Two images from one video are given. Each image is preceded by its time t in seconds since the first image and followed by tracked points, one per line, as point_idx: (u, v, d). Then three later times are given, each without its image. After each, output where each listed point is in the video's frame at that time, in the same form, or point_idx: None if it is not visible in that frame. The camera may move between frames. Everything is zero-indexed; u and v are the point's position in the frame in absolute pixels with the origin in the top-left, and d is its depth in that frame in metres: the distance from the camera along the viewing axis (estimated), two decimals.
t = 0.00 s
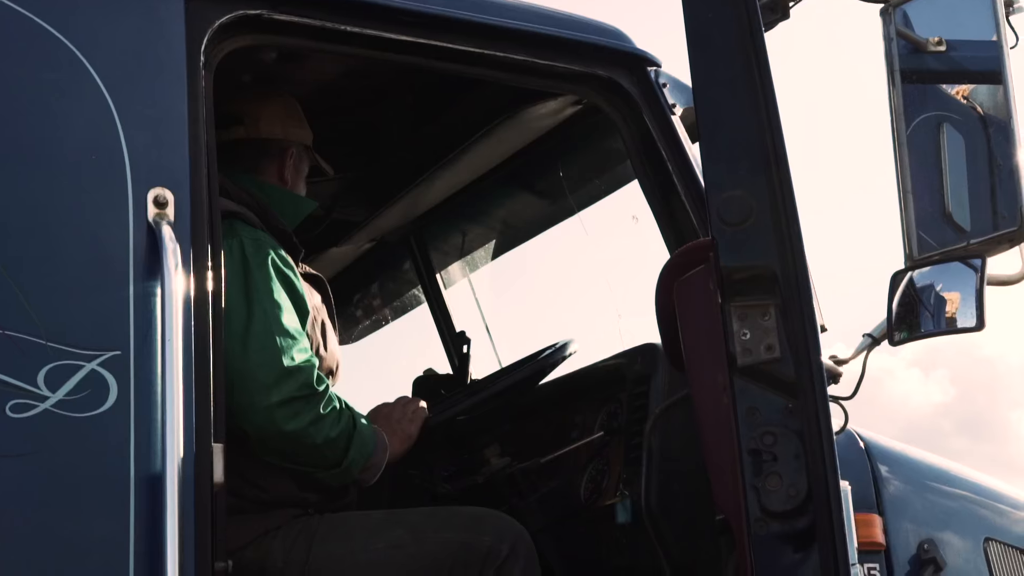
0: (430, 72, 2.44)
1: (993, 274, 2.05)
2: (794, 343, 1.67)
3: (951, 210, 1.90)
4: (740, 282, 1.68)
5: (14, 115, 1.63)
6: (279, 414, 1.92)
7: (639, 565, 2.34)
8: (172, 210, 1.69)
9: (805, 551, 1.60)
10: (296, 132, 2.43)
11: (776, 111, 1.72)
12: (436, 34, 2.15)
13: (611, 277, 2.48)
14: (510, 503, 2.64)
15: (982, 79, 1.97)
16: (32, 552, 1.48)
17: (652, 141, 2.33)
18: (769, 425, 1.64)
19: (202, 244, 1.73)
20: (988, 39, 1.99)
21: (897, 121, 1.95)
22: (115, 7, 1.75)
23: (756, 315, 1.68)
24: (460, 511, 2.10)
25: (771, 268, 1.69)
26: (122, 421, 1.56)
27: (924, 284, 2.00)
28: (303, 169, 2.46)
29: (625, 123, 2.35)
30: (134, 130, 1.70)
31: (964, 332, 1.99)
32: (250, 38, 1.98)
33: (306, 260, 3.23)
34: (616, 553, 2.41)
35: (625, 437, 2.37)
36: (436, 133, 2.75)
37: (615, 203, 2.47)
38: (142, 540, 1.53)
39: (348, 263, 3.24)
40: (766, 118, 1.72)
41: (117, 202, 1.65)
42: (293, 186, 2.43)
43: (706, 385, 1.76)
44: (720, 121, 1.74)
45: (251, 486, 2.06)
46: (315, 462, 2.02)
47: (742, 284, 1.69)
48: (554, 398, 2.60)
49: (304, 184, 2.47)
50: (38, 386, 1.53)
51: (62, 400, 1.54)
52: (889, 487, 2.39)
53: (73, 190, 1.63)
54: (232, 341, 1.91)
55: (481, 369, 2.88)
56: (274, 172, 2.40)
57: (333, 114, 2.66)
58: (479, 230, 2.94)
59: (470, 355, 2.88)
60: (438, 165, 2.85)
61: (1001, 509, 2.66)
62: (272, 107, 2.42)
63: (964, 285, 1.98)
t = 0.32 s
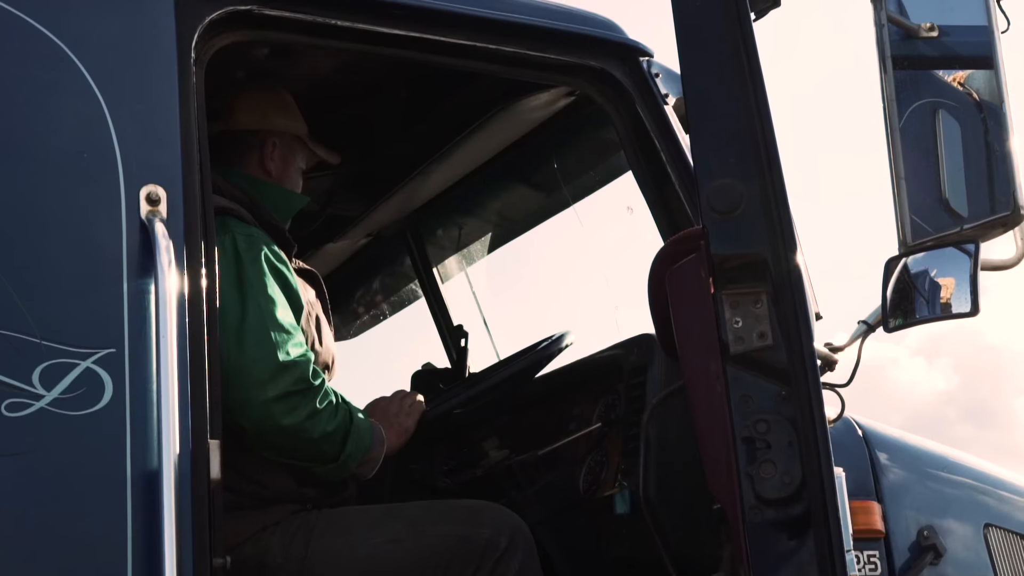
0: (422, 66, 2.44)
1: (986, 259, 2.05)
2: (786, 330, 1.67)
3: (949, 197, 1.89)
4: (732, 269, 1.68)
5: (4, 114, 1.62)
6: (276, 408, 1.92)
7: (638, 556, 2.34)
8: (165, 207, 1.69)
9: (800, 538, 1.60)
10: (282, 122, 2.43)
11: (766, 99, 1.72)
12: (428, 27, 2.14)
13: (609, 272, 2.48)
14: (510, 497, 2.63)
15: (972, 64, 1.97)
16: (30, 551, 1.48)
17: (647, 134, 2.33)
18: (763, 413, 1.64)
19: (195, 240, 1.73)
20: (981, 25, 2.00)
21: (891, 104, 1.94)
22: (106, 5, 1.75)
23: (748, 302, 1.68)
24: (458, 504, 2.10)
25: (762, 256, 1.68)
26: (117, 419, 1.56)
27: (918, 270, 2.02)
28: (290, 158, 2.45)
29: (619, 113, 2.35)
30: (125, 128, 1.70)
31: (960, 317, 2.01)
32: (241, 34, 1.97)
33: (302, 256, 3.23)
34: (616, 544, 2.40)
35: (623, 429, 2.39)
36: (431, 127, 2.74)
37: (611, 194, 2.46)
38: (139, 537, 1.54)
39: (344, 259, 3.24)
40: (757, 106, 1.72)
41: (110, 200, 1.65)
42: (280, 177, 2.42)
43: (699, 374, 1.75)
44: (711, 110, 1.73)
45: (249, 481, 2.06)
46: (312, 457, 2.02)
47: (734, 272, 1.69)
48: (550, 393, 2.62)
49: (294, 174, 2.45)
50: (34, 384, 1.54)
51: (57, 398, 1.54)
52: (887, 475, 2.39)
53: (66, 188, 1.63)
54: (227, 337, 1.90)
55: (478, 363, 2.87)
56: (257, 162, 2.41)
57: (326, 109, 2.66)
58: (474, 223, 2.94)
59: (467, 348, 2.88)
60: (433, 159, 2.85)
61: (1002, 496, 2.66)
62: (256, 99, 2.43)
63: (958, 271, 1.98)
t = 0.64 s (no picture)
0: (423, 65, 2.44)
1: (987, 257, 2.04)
2: (785, 328, 1.67)
3: (951, 194, 1.90)
4: (731, 267, 1.68)
5: (4, 114, 1.63)
6: (275, 406, 1.93)
7: (639, 554, 2.34)
8: (165, 206, 1.69)
9: (800, 537, 1.60)
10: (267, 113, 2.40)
11: (765, 98, 1.72)
12: (428, 26, 2.14)
13: (609, 269, 2.48)
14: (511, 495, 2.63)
15: (972, 60, 1.96)
16: (30, 550, 1.48)
17: (646, 130, 2.32)
18: (762, 411, 1.64)
19: (195, 239, 1.73)
20: (980, 21, 1.99)
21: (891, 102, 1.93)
22: (104, 4, 1.75)
23: (746, 301, 1.67)
24: (458, 502, 2.10)
25: (760, 254, 1.68)
26: (118, 418, 1.57)
27: (919, 267, 2.00)
28: (274, 148, 2.41)
29: (619, 112, 2.34)
30: (125, 127, 1.70)
31: (961, 314, 2.03)
32: (241, 33, 1.97)
33: (305, 255, 3.23)
34: (617, 542, 2.40)
35: (625, 426, 2.39)
36: (432, 125, 2.74)
37: (612, 192, 2.46)
38: (141, 536, 1.54)
39: (346, 257, 3.25)
40: (756, 104, 1.72)
41: (110, 199, 1.65)
42: (263, 167, 2.39)
43: (698, 372, 1.75)
44: (710, 108, 1.73)
45: (250, 480, 2.06)
46: (313, 454, 2.03)
47: (733, 269, 1.69)
48: (558, 389, 2.61)
49: (279, 164, 2.41)
50: (34, 383, 1.54)
51: (58, 397, 1.55)
52: (889, 473, 2.38)
53: (66, 187, 1.63)
54: (226, 335, 1.90)
55: (481, 361, 2.86)
56: (237, 155, 2.39)
57: (327, 107, 2.66)
58: (475, 222, 2.94)
59: (470, 347, 2.87)
60: (435, 157, 2.85)
61: (1004, 494, 2.66)
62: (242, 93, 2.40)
63: (958, 268, 1.98)
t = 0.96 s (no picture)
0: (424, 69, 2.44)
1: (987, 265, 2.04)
2: (783, 336, 1.67)
3: (952, 202, 1.89)
4: (730, 275, 1.68)
5: (6, 116, 1.63)
6: (275, 409, 1.92)
7: (637, 561, 2.34)
8: (166, 209, 1.69)
9: (797, 546, 1.60)
10: (255, 111, 2.38)
11: (764, 106, 1.72)
12: (430, 31, 2.14)
13: (610, 274, 2.47)
14: (510, 501, 2.63)
15: (972, 69, 1.97)
16: (27, 553, 1.48)
17: (648, 136, 2.32)
18: (759, 420, 1.64)
19: (196, 243, 1.73)
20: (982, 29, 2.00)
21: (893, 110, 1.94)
22: (107, 7, 1.75)
23: (745, 309, 1.68)
24: (457, 507, 2.10)
25: (759, 262, 1.68)
26: (116, 421, 1.57)
27: (919, 276, 2.00)
28: (266, 145, 2.40)
29: (622, 119, 2.33)
30: (126, 130, 1.70)
31: (960, 324, 2.03)
32: (245, 36, 1.97)
33: (307, 258, 3.23)
34: (615, 549, 2.40)
35: (624, 432, 2.37)
36: (434, 130, 2.75)
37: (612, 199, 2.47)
38: (138, 541, 1.54)
39: (348, 261, 3.25)
40: (756, 112, 1.72)
41: (110, 201, 1.65)
42: (256, 166, 2.38)
43: (697, 380, 1.75)
44: (710, 115, 1.73)
45: (249, 484, 2.07)
46: (317, 454, 2.02)
47: (732, 277, 1.68)
48: (558, 395, 2.62)
49: (272, 161, 2.40)
50: (34, 386, 1.54)
51: (57, 400, 1.55)
52: (888, 482, 2.38)
53: (67, 190, 1.63)
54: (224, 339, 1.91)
55: (481, 366, 2.88)
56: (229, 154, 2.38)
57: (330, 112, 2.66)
58: (477, 226, 2.95)
59: (471, 351, 2.89)
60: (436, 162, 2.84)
61: (1004, 503, 2.65)
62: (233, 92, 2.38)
63: (960, 278, 1.98)
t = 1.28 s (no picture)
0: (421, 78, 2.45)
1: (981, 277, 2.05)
2: (775, 348, 1.67)
3: (948, 214, 1.90)
4: (723, 285, 1.68)
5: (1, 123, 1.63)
6: (292, 401, 1.92)
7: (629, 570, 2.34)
8: (160, 217, 1.70)
9: (787, 557, 1.60)
10: (246, 115, 2.40)
11: (758, 118, 1.73)
12: (426, 40, 2.14)
13: (605, 283, 2.48)
14: (503, 509, 2.62)
15: (968, 81, 1.97)
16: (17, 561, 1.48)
17: (643, 146, 2.32)
18: (751, 431, 1.64)
19: (190, 251, 1.73)
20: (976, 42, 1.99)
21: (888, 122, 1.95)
22: (103, 14, 1.75)
23: (738, 320, 1.68)
24: (449, 516, 2.10)
25: (752, 272, 1.69)
26: (108, 429, 1.56)
27: (913, 287, 2.01)
28: (257, 149, 2.43)
29: (617, 128, 2.33)
30: (122, 137, 1.71)
31: (952, 335, 2.02)
32: (242, 45, 1.98)
33: (301, 265, 3.23)
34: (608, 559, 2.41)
35: (618, 442, 2.38)
36: (431, 138, 2.75)
37: (608, 209, 2.46)
38: (130, 548, 1.54)
39: (343, 269, 3.25)
40: (749, 124, 1.73)
41: (105, 208, 1.65)
42: (247, 170, 2.41)
43: (690, 395, 1.75)
44: (704, 126, 1.74)
45: (243, 492, 2.07)
46: (348, 440, 2.00)
47: (725, 287, 1.68)
48: (552, 404, 2.61)
49: (263, 165, 2.42)
50: (26, 393, 1.54)
51: (49, 407, 1.55)
52: (881, 493, 2.38)
53: (61, 197, 1.63)
54: (226, 342, 1.92)
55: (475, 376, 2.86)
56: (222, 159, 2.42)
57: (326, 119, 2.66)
58: (473, 234, 2.94)
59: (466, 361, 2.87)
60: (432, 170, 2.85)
61: (997, 514, 2.65)
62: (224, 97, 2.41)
63: (953, 290, 1.98)
